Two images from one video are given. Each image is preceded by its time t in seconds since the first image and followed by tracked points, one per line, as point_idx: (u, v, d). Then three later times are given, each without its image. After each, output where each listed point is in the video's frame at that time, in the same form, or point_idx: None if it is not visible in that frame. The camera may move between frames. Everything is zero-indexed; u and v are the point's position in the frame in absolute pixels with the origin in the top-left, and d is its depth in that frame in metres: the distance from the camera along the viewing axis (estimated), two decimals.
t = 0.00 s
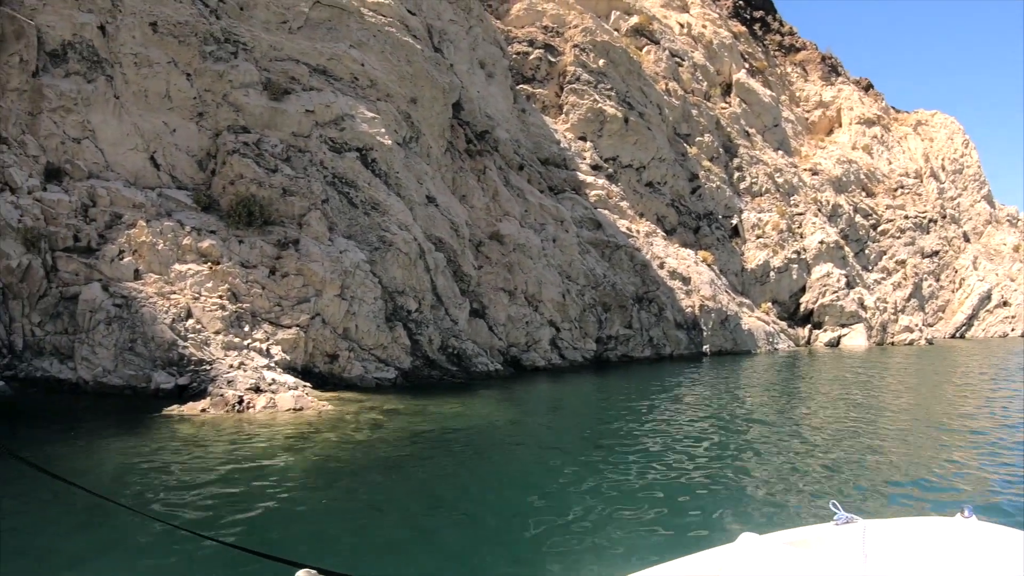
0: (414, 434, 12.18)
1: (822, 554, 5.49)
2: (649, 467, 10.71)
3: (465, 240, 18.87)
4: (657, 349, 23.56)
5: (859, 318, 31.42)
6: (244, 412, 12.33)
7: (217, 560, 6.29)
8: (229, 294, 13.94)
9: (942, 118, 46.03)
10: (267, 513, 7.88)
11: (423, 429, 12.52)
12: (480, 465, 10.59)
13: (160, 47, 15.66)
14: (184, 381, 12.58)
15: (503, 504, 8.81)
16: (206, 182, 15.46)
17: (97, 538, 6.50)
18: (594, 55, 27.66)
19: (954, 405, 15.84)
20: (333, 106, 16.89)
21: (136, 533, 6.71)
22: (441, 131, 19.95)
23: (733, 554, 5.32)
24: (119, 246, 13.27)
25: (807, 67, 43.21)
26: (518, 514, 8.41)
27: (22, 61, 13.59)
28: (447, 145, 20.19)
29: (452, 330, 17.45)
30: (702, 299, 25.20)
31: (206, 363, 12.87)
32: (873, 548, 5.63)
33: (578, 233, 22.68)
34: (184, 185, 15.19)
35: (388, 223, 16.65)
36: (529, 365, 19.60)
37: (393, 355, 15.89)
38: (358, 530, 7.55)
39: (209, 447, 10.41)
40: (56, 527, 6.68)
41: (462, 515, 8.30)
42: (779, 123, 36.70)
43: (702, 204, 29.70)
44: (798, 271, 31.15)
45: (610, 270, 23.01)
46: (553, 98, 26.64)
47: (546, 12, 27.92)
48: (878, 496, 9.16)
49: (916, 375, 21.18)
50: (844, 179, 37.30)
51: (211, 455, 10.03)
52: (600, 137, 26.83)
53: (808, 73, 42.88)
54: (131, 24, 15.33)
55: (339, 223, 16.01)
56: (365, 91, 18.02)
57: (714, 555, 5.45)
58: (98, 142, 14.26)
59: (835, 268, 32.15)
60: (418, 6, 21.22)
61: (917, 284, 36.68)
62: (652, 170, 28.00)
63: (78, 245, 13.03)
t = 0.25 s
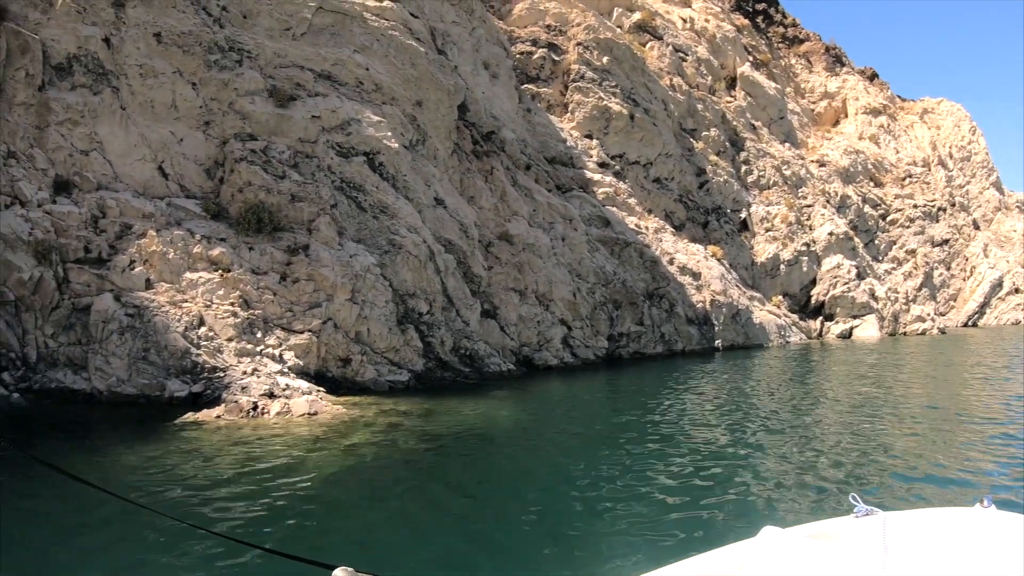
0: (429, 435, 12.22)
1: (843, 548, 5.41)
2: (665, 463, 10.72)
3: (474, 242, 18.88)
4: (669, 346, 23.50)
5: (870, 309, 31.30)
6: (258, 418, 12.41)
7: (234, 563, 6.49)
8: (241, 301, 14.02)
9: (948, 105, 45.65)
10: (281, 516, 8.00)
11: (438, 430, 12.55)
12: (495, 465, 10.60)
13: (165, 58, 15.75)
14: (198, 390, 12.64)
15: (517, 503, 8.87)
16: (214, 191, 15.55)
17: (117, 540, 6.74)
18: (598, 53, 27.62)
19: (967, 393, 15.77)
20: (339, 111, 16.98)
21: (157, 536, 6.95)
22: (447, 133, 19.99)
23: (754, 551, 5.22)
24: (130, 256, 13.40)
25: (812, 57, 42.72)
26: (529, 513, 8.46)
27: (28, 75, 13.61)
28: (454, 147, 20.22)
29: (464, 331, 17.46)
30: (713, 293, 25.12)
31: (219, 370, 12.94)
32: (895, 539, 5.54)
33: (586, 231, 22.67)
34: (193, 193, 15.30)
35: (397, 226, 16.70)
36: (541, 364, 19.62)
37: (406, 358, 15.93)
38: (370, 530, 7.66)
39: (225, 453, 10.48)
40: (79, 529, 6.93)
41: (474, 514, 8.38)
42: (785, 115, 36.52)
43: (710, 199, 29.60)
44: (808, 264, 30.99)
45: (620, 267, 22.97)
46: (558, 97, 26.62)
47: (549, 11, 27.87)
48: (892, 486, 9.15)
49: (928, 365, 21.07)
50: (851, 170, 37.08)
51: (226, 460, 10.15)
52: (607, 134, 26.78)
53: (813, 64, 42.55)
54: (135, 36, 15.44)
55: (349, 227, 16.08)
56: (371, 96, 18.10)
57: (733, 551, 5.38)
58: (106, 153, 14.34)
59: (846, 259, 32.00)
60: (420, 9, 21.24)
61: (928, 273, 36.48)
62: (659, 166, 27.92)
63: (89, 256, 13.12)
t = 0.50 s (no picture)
0: (451, 440, 12.22)
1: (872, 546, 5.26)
2: (689, 463, 10.60)
3: (491, 246, 18.85)
4: (689, 345, 23.35)
5: (890, 302, 31.04)
6: (280, 426, 12.54)
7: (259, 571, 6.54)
8: (260, 311, 14.14)
9: (962, 93, 45.03)
10: (298, 527, 7.89)
11: (460, 435, 12.53)
12: (517, 469, 10.57)
13: (178, 72, 15.93)
14: (220, 400, 12.81)
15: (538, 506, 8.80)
16: (231, 202, 15.68)
17: (133, 557, 6.67)
18: (609, 53, 27.51)
19: (990, 385, 15.54)
20: (353, 119, 17.06)
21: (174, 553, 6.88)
22: (461, 138, 19.98)
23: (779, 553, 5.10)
24: (149, 268, 13.59)
25: (823, 50, 42.40)
26: (544, 517, 8.38)
27: (43, 93, 13.77)
28: (468, 151, 20.22)
29: (483, 336, 17.43)
30: (732, 291, 24.93)
31: (240, 379, 13.09)
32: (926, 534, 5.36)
33: (603, 232, 22.58)
34: (210, 206, 15.44)
35: (413, 232, 16.71)
36: (561, 367, 19.58)
37: (426, 364, 15.95)
38: (388, 538, 7.60)
39: (248, 463, 10.48)
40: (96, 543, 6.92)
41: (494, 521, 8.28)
42: (799, 109, 36.20)
43: (726, 196, 29.38)
44: (826, 258, 30.71)
45: (637, 267, 22.85)
46: (570, 99, 26.54)
47: (558, 13, 27.78)
48: (920, 484, 8.94)
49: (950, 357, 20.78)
50: (867, 162, 36.68)
51: (246, 471, 10.13)
52: (620, 134, 26.69)
53: (824, 57, 42.13)
54: (148, 51, 15.64)
55: (366, 235, 16.13)
56: (384, 103, 18.17)
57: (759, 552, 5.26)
58: (122, 168, 14.56)
59: (864, 253, 31.70)
60: (430, 16, 21.31)
61: (947, 264, 36.09)
62: (673, 165, 27.76)
63: (108, 270, 13.28)
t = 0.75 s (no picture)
0: (470, 458, 12.16)
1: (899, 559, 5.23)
2: (711, 479, 10.40)
3: (509, 263, 18.82)
4: (709, 359, 23.14)
5: (910, 312, 30.79)
6: (300, 445, 12.55)
7: None
8: (279, 330, 14.27)
9: (975, 98, 44.72)
10: (311, 547, 7.82)
11: (480, 453, 12.47)
12: (537, 486, 10.51)
13: (195, 95, 16.23)
14: (240, 418, 12.89)
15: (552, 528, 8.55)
16: (249, 223, 15.85)
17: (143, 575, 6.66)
18: (622, 68, 27.53)
19: (1013, 393, 15.28)
20: (369, 139, 17.23)
21: None
22: (477, 156, 20.05)
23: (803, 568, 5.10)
24: (168, 289, 13.79)
25: (836, 59, 42.19)
26: (562, 533, 8.34)
27: (62, 116, 14.24)
28: (484, 169, 20.29)
29: (502, 353, 17.36)
30: (750, 304, 24.76)
31: (260, 399, 13.17)
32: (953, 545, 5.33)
33: (620, 247, 22.51)
34: (228, 226, 15.62)
35: (431, 250, 16.76)
36: (580, 383, 19.47)
37: (445, 382, 15.93)
38: (404, 555, 7.59)
39: (266, 482, 10.45)
40: (109, 563, 6.96)
41: (505, 544, 8.01)
42: (813, 119, 35.99)
43: (743, 209, 29.20)
44: (845, 268, 30.45)
45: (655, 281, 22.73)
46: (585, 114, 26.57)
47: (571, 29, 27.90)
48: (945, 497, 8.65)
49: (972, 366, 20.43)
50: (883, 170, 36.40)
51: (257, 492, 10.00)
52: (636, 149, 26.67)
53: (837, 66, 41.96)
54: (166, 74, 15.98)
55: (383, 254, 16.19)
56: (400, 123, 18.32)
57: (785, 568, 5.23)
58: (141, 189, 14.85)
59: (883, 262, 31.39)
60: (444, 36, 21.52)
61: (967, 271, 35.67)
62: (689, 179, 27.68)
63: (128, 290, 13.52)
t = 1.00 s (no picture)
0: (494, 475, 12.10)
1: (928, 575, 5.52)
2: (734, 494, 10.21)
3: (531, 279, 18.75)
4: (732, 372, 22.90)
5: (935, 319, 30.38)
6: (323, 463, 12.66)
7: None
8: (303, 348, 14.37)
9: (994, 101, 44.18)
10: (332, 566, 7.86)
11: (505, 470, 12.41)
12: (560, 502, 10.46)
13: (216, 115, 16.46)
14: (263, 436, 13.03)
15: (566, 548, 8.38)
16: (272, 242, 15.98)
17: None
18: (640, 81, 27.44)
19: None
20: (390, 157, 17.34)
21: None
22: (497, 172, 20.07)
23: None
24: (192, 308, 14.00)
25: (853, 66, 41.70)
26: (583, 550, 8.30)
27: (86, 138, 14.55)
28: (504, 185, 20.31)
29: (525, 369, 17.28)
30: (773, 315, 24.54)
31: (283, 418, 13.27)
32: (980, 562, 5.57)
33: (642, 261, 22.41)
34: (250, 245, 15.77)
35: (453, 267, 16.78)
36: (603, 399, 19.32)
37: (468, 399, 15.88)
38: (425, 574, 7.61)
39: (289, 501, 10.46)
40: None
41: (521, 564, 7.94)
42: (832, 127, 35.61)
43: (764, 219, 28.93)
44: (868, 277, 30.11)
45: (677, 295, 22.57)
46: (603, 128, 26.47)
47: (587, 44, 27.87)
48: (972, 513, 8.41)
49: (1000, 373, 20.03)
50: (904, 177, 36.01)
51: (276, 510, 10.02)
52: (655, 162, 26.51)
53: (855, 72, 41.53)
54: (186, 96, 16.24)
55: (406, 272, 16.24)
56: (419, 141, 18.42)
57: None
58: (164, 210, 15.09)
59: (906, 269, 31.00)
60: (461, 53, 21.67)
61: (991, 276, 35.15)
62: (709, 191, 27.49)
63: (152, 310, 13.72)
